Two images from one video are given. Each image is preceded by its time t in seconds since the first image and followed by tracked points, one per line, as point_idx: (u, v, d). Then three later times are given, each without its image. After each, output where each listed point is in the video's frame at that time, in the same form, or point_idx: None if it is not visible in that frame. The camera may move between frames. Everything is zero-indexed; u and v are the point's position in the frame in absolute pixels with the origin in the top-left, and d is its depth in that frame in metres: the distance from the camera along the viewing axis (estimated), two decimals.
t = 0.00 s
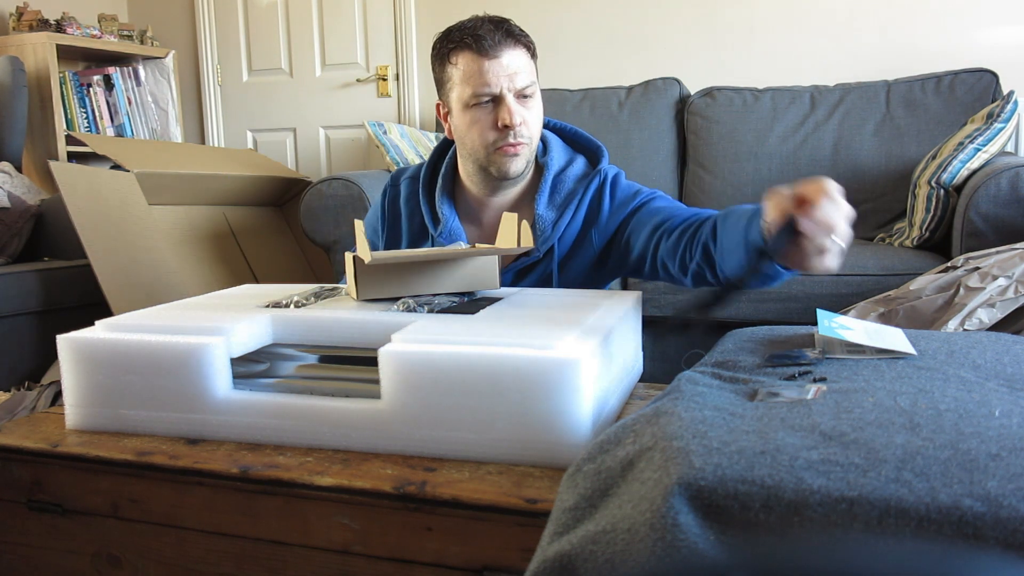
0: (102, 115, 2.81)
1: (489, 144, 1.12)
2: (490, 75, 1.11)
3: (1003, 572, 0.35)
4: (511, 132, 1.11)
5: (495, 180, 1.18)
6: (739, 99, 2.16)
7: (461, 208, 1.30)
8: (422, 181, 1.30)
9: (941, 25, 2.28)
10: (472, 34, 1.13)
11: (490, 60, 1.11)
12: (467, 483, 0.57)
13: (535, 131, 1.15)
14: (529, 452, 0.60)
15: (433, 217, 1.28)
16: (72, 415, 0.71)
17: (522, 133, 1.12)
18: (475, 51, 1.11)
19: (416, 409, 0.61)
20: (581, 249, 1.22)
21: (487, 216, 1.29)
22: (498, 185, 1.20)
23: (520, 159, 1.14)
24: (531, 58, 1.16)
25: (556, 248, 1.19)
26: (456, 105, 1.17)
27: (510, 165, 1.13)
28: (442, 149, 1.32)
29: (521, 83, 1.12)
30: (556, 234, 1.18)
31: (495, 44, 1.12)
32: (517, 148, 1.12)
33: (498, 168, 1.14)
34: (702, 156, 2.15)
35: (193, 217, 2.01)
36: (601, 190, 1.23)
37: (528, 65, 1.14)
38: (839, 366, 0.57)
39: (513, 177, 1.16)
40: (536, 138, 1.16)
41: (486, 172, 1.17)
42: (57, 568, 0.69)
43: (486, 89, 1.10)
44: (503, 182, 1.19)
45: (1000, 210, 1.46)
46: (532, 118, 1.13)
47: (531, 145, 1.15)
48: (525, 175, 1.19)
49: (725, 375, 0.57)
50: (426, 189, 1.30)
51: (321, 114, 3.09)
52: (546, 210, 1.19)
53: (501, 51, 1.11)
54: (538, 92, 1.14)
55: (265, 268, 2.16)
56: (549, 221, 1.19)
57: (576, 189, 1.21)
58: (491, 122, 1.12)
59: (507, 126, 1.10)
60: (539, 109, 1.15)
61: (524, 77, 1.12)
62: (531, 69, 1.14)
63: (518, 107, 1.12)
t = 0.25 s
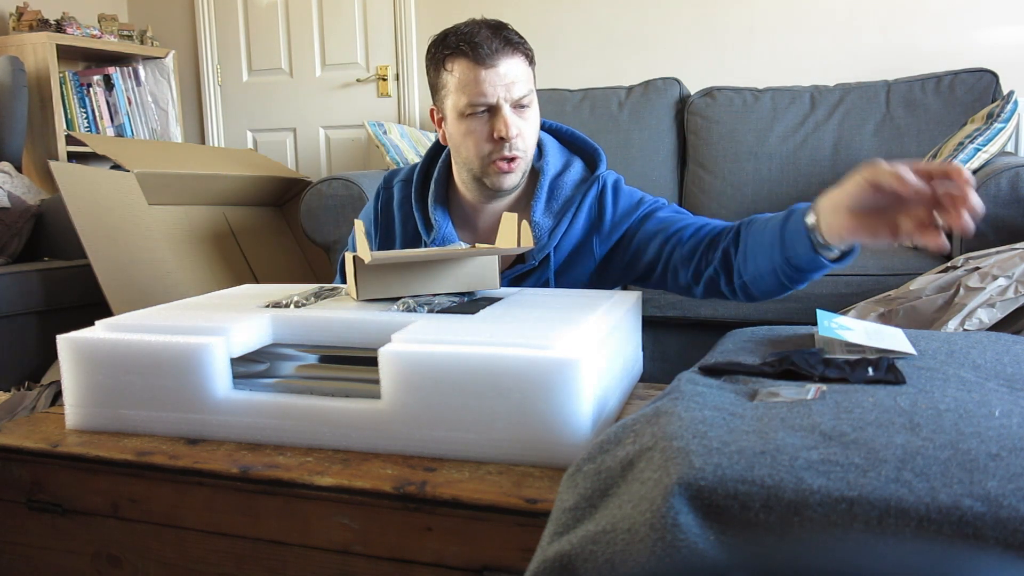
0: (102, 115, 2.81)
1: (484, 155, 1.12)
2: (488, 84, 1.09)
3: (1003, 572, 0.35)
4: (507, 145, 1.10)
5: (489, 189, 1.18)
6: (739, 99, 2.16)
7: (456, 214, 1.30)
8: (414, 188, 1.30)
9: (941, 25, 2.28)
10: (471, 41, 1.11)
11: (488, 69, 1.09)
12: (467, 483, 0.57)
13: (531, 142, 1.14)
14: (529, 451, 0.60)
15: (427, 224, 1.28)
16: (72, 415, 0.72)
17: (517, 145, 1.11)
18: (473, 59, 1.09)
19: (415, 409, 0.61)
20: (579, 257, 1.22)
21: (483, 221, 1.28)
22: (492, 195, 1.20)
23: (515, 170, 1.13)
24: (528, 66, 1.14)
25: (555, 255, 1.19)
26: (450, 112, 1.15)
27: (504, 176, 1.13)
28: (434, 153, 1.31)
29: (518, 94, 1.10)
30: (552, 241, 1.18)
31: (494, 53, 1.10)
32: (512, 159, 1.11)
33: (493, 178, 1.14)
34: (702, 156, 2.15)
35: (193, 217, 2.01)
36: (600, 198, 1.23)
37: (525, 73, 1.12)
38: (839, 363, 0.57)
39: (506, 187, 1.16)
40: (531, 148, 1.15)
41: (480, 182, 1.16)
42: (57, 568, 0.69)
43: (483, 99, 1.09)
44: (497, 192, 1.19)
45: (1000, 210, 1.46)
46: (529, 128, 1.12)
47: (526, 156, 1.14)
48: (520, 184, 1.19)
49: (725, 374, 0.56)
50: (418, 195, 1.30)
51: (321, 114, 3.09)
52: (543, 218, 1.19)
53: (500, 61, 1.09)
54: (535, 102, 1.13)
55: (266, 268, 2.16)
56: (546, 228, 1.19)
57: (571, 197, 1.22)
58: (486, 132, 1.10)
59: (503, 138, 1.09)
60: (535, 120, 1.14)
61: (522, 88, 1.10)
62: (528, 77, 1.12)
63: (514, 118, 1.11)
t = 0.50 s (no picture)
0: (102, 115, 2.81)
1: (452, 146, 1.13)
2: (454, 76, 1.11)
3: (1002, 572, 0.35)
4: (471, 136, 1.11)
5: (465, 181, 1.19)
6: (739, 99, 2.16)
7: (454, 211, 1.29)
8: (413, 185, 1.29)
9: (941, 25, 2.28)
10: (443, 33, 1.13)
11: (455, 61, 1.10)
12: (468, 483, 0.57)
13: (503, 133, 1.14)
14: (529, 452, 0.60)
15: (427, 220, 1.27)
16: (72, 415, 0.72)
17: (483, 137, 1.12)
18: (441, 50, 1.11)
19: (415, 409, 0.61)
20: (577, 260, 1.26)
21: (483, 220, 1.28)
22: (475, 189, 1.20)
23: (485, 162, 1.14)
24: (504, 56, 1.14)
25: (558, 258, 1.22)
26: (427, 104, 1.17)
27: (475, 169, 1.14)
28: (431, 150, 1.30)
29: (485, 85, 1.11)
30: (560, 244, 1.22)
31: (463, 44, 1.11)
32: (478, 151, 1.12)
33: (464, 172, 1.15)
34: (702, 156, 2.15)
35: (193, 217, 2.01)
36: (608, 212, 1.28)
37: (497, 64, 1.13)
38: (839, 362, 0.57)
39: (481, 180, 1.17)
40: (506, 139, 1.15)
41: (455, 174, 1.18)
42: (57, 568, 0.69)
43: (449, 91, 1.11)
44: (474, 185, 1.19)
45: (1000, 210, 1.46)
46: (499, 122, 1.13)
47: (499, 148, 1.14)
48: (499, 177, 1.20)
49: (725, 374, 0.57)
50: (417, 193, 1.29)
51: (321, 114, 3.09)
52: (555, 217, 1.22)
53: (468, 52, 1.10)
54: (506, 92, 1.14)
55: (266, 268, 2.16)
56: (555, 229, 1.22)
57: (582, 203, 1.25)
58: (454, 124, 1.12)
59: (466, 130, 1.11)
60: (507, 111, 1.14)
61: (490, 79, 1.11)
62: (500, 68, 1.13)
63: (481, 110, 1.12)
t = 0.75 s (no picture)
0: (102, 115, 2.81)
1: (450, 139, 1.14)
2: (451, 72, 1.13)
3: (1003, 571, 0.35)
4: (468, 129, 1.12)
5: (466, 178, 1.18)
6: (739, 99, 2.16)
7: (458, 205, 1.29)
8: (418, 178, 1.27)
9: (941, 25, 2.28)
10: (439, 34, 1.15)
11: (451, 57, 1.12)
12: (468, 483, 0.57)
13: (501, 128, 1.15)
14: (530, 452, 0.60)
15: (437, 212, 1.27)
16: (72, 415, 0.72)
17: (481, 130, 1.12)
18: (437, 48, 1.13)
19: (415, 409, 0.61)
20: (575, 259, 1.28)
21: (484, 216, 1.29)
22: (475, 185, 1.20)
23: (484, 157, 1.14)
24: (499, 54, 1.16)
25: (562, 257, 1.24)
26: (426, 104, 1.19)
27: (473, 162, 1.14)
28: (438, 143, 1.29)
29: (481, 80, 1.13)
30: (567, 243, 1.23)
31: (458, 42, 1.13)
32: (476, 145, 1.12)
33: (462, 166, 1.15)
34: (702, 156, 2.15)
35: (192, 217, 2.01)
36: (606, 216, 1.31)
37: (492, 60, 1.14)
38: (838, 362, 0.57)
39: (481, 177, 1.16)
40: (504, 135, 1.16)
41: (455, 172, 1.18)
42: (58, 568, 0.69)
43: (446, 88, 1.13)
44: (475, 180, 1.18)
45: (1000, 210, 1.46)
46: (492, 116, 1.14)
47: (497, 142, 1.15)
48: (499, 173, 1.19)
49: (726, 374, 0.56)
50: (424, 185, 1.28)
51: (321, 114, 3.09)
52: (564, 214, 1.23)
53: (463, 48, 1.12)
54: (502, 88, 1.15)
55: (266, 267, 2.16)
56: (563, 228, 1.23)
57: (587, 204, 1.28)
58: (452, 120, 1.14)
59: (463, 123, 1.12)
60: (503, 106, 1.15)
61: (486, 74, 1.13)
62: (495, 64, 1.14)
63: (477, 104, 1.13)
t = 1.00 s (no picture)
0: (102, 115, 2.81)
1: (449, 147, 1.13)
2: (449, 80, 1.12)
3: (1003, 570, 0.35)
4: (467, 137, 1.12)
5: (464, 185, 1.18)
6: (739, 99, 2.16)
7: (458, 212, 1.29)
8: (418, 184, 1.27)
9: (941, 24, 2.28)
10: (435, 41, 1.15)
11: (449, 64, 1.12)
12: (468, 483, 0.57)
13: (499, 135, 1.15)
14: (530, 452, 0.60)
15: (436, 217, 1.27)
16: (72, 415, 0.72)
17: (480, 138, 1.12)
18: (434, 56, 1.13)
19: (415, 409, 0.61)
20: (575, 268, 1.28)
21: (483, 223, 1.29)
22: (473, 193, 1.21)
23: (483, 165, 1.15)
24: (496, 60, 1.16)
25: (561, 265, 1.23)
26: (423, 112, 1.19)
27: (471, 170, 1.14)
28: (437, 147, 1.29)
29: (479, 86, 1.13)
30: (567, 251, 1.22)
31: (455, 49, 1.13)
32: (476, 152, 1.13)
33: (461, 173, 1.15)
34: (702, 156, 2.15)
35: (193, 217, 2.01)
36: (606, 224, 1.31)
37: (490, 67, 1.14)
38: (839, 362, 0.57)
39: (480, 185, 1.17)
40: (501, 142, 1.16)
41: (454, 180, 1.18)
42: (58, 568, 0.69)
43: (444, 95, 1.13)
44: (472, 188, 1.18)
45: (1000, 210, 1.46)
46: (490, 124, 1.14)
47: (495, 150, 1.15)
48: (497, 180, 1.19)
49: (726, 374, 0.56)
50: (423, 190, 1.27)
51: (321, 114, 3.09)
52: (563, 222, 1.22)
53: (460, 55, 1.12)
54: (500, 94, 1.15)
55: (265, 267, 2.16)
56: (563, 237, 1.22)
57: (587, 212, 1.27)
58: (451, 127, 1.14)
59: (463, 131, 1.12)
60: (501, 113, 1.16)
61: (484, 80, 1.13)
62: (493, 71, 1.14)
63: (476, 111, 1.13)
